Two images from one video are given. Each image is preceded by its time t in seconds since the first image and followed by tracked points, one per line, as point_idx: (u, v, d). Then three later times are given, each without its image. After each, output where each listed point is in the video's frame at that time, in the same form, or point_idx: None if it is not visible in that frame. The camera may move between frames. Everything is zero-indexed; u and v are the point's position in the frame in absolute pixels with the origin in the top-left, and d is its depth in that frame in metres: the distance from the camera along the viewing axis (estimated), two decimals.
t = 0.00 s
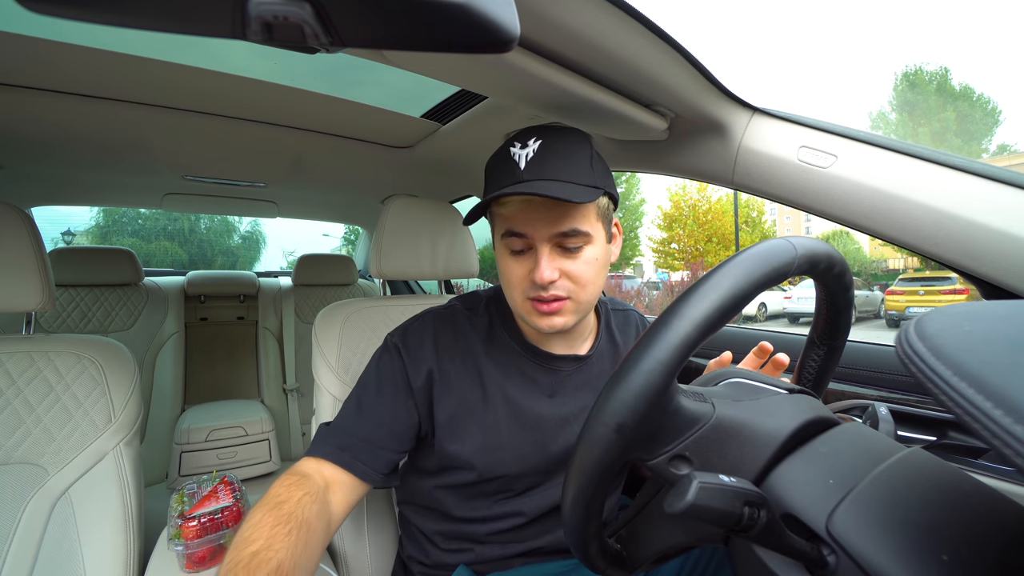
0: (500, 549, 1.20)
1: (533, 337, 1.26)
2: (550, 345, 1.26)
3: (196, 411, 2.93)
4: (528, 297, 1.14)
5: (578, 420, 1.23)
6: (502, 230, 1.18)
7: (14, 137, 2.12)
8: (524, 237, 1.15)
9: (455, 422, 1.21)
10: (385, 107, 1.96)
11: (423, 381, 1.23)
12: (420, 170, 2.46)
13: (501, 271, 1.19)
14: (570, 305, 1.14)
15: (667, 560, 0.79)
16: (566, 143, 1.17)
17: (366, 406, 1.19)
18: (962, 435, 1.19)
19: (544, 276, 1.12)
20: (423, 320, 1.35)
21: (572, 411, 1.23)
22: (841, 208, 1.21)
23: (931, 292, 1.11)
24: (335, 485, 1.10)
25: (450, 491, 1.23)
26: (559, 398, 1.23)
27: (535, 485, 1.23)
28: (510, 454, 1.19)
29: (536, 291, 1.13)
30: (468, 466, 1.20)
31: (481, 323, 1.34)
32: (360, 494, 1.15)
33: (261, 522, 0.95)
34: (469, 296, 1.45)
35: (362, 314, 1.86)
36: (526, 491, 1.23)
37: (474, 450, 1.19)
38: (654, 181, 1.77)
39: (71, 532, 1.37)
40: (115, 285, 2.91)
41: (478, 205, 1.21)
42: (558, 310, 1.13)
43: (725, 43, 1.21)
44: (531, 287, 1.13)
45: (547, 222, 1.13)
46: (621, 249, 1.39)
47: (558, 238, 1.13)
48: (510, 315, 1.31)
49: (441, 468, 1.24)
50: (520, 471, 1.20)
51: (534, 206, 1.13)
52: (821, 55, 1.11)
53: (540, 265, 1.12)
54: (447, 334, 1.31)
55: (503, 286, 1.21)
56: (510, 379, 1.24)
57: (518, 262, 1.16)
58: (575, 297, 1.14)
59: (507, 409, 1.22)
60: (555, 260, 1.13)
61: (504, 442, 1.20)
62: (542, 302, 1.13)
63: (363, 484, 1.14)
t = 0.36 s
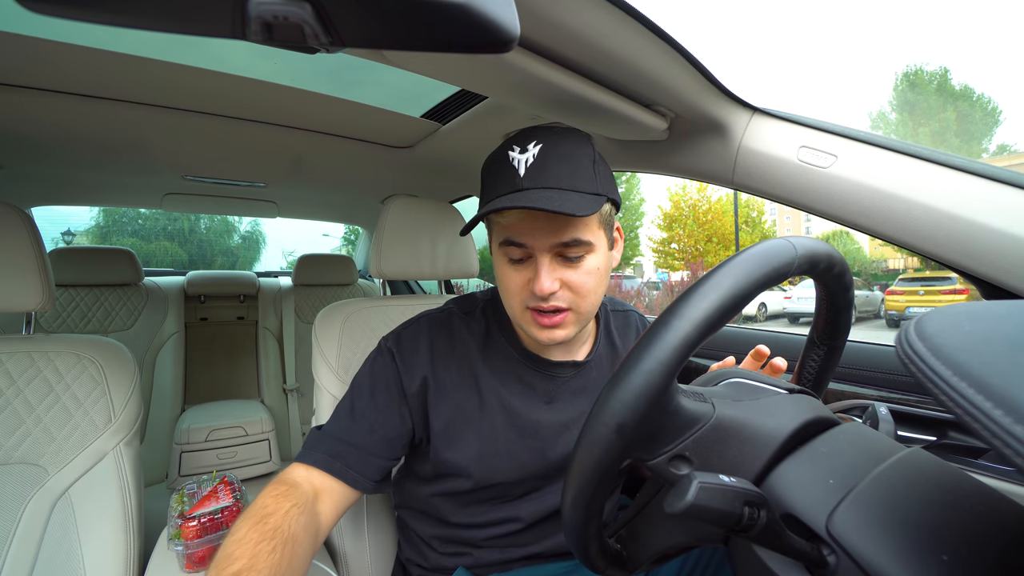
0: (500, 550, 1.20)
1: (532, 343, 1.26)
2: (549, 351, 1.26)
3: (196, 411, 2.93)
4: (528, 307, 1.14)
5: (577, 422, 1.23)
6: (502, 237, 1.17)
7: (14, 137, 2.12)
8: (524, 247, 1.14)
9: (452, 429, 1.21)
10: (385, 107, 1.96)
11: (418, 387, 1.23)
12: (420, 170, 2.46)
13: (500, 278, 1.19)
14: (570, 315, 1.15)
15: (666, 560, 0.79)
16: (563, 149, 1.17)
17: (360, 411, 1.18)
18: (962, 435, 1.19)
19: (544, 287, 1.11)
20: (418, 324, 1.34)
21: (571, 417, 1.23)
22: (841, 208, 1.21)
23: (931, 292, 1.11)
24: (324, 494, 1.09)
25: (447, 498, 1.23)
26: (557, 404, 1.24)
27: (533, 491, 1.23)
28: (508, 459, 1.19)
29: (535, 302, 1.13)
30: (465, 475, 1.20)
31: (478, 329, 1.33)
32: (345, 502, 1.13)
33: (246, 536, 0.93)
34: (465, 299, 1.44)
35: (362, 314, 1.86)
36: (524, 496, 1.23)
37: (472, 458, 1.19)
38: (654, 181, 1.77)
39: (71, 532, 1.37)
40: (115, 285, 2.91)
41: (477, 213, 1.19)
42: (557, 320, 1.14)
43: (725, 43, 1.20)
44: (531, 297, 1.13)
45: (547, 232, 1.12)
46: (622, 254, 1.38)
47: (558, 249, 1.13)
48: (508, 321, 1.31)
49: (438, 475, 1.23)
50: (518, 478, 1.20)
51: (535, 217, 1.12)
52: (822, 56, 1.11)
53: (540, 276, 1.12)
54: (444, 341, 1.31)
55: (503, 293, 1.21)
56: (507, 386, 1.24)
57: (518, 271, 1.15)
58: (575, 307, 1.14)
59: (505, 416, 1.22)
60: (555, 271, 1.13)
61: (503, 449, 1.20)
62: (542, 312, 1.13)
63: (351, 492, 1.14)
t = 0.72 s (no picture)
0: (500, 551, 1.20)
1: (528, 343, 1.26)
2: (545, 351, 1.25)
3: (195, 411, 2.93)
4: (523, 307, 1.14)
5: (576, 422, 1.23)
6: (496, 237, 1.17)
7: (14, 137, 2.12)
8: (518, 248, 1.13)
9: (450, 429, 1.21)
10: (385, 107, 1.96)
11: (417, 381, 1.23)
12: (420, 170, 2.46)
13: (495, 279, 1.18)
14: (565, 314, 1.14)
15: (667, 560, 0.79)
16: (555, 150, 1.17)
17: (360, 407, 1.18)
18: (962, 435, 1.19)
19: (539, 287, 1.11)
20: (418, 321, 1.35)
21: (569, 417, 1.23)
22: (841, 207, 1.21)
23: (931, 292, 1.12)
24: (322, 490, 1.08)
25: (445, 498, 1.23)
26: (554, 402, 1.24)
27: (531, 489, 1.23)
28: (507, 459, 1.19)
29: (530, 302, 1.13)
30: (461, 474, 1.20)
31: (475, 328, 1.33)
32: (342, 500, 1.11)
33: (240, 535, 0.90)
34: (464, 298, 1.44)
35: (362, 314, 1.86)
36: (522, 495, 1.23)
37: (470, 458, 1.19)
38: (654, 181, 1.77)
39: (70, 532, 1.37)
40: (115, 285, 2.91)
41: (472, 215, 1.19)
42: (552, 320, 1.13)
43: (726, 43, 1.20)
44: (525, 297, 1.13)
45: (541, 232, 1.12)
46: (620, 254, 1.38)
47: (552, 249, 1.12)
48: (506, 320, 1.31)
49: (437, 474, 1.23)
50: (516, 476, 1.20)
51: (528, 218, 1.12)
52: (822, 56, 1.11)
53: (534, 276, 1.12)
54: (444, 340, 1.31)
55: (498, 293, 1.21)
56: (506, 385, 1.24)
57: (512, 271, 1.15)
58: (570, 307, 1.14)
59: (502, 414, 1.22)
60: (549, 271, 1.12)
61: (501, 448, 1.20)
62: (537, 312, 1.13)
63: (351, 486, 1.12)
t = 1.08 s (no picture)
0: (501, 551, 1.20)
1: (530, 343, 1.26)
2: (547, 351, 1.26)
3: (195, 411, 2.93)
4: (527, 306, 1.14)
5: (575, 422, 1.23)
6: (501, 237, 1.17)
7: (14, 137, 2.12)
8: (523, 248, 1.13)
9: (451, 429, 1.21)
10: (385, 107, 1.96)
11: (421, 380, 1.23)
12: (420, 170, 2.46)
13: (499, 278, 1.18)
14: (568, 314, 1.14)
15: (667, 560, 0.79)
16: (562, 151, 1.17)
17: (364, 405, 1.17)
18: (963, 435, 1.19)
19: (543, 287, 1.11)
20: (422, 321, 1.35)
21: (570, 417, 1.23)
22: (841, 207, 1.21)
23: (931, 292, 1.13)
24: (323, 487, 1.06)
25: (447, 497, 1.23)
26: (556, 402, 1.24)
27: (533, 488, 1.23)
28: (506, 458, 1.19)
29: (534, 301, 1.13)
30: (463, 472, 1.20)
31: (478, 329, 1.33)
32: (344, 497, 1.09)
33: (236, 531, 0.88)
34: (466, 297, 1.44)
35: (362, 314, 1.86)
36: (522, 494, 1.23)
37: (474, 457, 1.19)
38: (654, 181, 1.77)
39: (70, 532, 1.37)
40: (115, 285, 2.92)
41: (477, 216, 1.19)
42: (556, 320, 1.13)
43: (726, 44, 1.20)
44: (529, 297, 1.13)
45: (546, 232, 1.12)
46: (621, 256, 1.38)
47: (557, 250, 1.13)
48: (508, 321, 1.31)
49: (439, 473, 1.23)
50: (518, 474, 1.20)
51: (534, 218, 1.12)
52: (823, 56, 1.11)
53: (539, 276, 1.12)
54: (446, 340, 1.31)
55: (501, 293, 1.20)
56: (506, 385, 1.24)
57: (516, 271, 1.15)
58: (574, 307, 1.14)
59: (505, 413, 1.22)
60: (553, 271, 1.13)
61: (501, 447, 1.20)
62: (541, 312, 1.13)
63: (356, 483, 1.11)
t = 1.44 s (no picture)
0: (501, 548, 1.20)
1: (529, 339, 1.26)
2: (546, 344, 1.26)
3: (195, 411, 2.93)
4: (521, 303, 1.14)
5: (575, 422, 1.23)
6: (488, 240, 1.17)
7: (14, 137, 2.12)
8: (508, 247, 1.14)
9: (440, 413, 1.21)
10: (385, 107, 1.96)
11: (411, 370, 1.25)
12: (420, 170, 2.46)
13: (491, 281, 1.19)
14: (563, 305, 1.14)
15: (667, 560, 0.79)
16: (536, 153, 1.17)
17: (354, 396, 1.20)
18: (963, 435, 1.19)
19: (534, 282, 1.11)
20: (417, 312, 1.36)
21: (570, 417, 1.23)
22: (840, 207, 1.20)
23: (931, 292, 1.12)
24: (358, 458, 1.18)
25: (446, 488, 1.23)
26: (550, 391, 1.23)
27: (527, 480, 1.22)
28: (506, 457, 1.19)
29: (527, 297, 1.13)
30: (462, 467, 1.20)
31: (472, 317, 1.34)
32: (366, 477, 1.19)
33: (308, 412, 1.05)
34: (465, 292, 1.45)
35: (361, 314, 1.85)
36: (517, 484, 1.22)
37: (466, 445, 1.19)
38: (654, 181, 1.77)
39: (70, 532, 1.37)
40: (115, 285, 2.93)
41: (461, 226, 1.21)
42: (552, 312, 1.13)
43: (726, 44, 1.20)
44: (522, 293, 1.13)
45: (530, 229, 1.12)
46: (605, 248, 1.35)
47: (543, 245, 1.13)
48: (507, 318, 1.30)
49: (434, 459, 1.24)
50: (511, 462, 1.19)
51: (517, 216, 1.12)
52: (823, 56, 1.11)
53: (528, 271, 1.12)
54: (440, 328, 1.32)
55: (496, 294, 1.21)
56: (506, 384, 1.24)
57: (506, 271, 1.15)
58: (567, 297, 1.15)
59: (505, 413, 1.22)
60: (542, 266, 1.13)
61: (501, 446, 1.20)
62: (536, 306, 1.13)
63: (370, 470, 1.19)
